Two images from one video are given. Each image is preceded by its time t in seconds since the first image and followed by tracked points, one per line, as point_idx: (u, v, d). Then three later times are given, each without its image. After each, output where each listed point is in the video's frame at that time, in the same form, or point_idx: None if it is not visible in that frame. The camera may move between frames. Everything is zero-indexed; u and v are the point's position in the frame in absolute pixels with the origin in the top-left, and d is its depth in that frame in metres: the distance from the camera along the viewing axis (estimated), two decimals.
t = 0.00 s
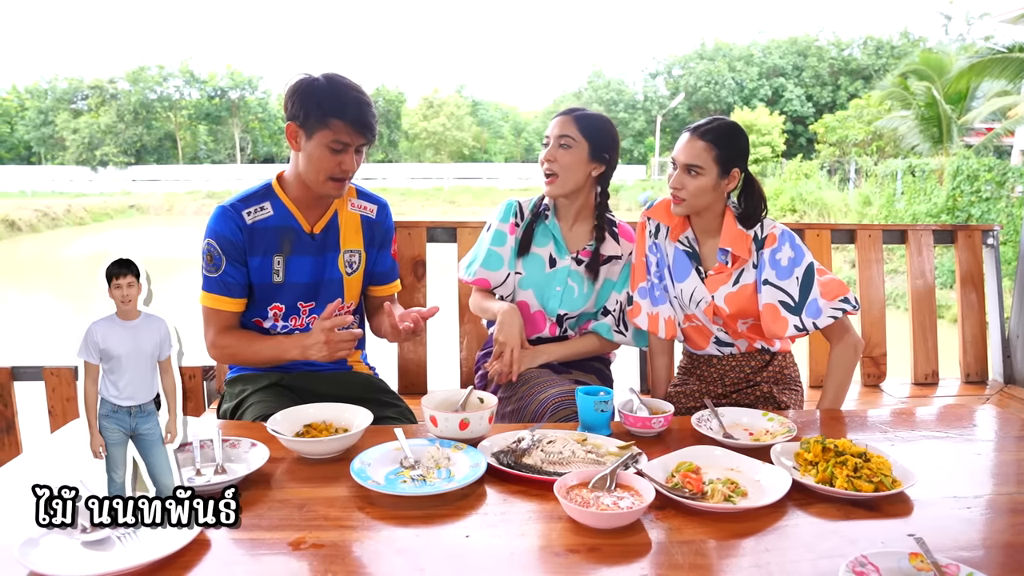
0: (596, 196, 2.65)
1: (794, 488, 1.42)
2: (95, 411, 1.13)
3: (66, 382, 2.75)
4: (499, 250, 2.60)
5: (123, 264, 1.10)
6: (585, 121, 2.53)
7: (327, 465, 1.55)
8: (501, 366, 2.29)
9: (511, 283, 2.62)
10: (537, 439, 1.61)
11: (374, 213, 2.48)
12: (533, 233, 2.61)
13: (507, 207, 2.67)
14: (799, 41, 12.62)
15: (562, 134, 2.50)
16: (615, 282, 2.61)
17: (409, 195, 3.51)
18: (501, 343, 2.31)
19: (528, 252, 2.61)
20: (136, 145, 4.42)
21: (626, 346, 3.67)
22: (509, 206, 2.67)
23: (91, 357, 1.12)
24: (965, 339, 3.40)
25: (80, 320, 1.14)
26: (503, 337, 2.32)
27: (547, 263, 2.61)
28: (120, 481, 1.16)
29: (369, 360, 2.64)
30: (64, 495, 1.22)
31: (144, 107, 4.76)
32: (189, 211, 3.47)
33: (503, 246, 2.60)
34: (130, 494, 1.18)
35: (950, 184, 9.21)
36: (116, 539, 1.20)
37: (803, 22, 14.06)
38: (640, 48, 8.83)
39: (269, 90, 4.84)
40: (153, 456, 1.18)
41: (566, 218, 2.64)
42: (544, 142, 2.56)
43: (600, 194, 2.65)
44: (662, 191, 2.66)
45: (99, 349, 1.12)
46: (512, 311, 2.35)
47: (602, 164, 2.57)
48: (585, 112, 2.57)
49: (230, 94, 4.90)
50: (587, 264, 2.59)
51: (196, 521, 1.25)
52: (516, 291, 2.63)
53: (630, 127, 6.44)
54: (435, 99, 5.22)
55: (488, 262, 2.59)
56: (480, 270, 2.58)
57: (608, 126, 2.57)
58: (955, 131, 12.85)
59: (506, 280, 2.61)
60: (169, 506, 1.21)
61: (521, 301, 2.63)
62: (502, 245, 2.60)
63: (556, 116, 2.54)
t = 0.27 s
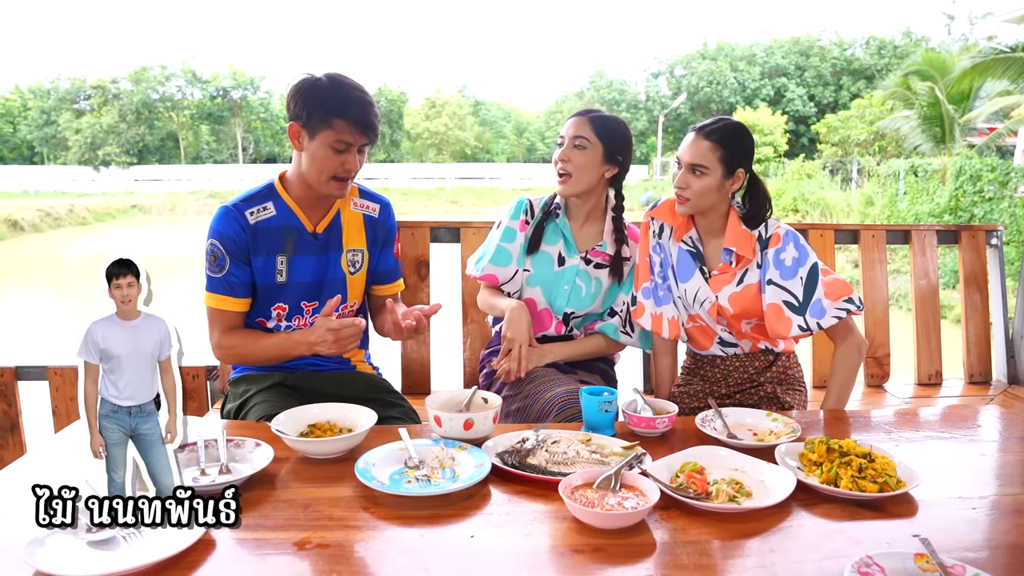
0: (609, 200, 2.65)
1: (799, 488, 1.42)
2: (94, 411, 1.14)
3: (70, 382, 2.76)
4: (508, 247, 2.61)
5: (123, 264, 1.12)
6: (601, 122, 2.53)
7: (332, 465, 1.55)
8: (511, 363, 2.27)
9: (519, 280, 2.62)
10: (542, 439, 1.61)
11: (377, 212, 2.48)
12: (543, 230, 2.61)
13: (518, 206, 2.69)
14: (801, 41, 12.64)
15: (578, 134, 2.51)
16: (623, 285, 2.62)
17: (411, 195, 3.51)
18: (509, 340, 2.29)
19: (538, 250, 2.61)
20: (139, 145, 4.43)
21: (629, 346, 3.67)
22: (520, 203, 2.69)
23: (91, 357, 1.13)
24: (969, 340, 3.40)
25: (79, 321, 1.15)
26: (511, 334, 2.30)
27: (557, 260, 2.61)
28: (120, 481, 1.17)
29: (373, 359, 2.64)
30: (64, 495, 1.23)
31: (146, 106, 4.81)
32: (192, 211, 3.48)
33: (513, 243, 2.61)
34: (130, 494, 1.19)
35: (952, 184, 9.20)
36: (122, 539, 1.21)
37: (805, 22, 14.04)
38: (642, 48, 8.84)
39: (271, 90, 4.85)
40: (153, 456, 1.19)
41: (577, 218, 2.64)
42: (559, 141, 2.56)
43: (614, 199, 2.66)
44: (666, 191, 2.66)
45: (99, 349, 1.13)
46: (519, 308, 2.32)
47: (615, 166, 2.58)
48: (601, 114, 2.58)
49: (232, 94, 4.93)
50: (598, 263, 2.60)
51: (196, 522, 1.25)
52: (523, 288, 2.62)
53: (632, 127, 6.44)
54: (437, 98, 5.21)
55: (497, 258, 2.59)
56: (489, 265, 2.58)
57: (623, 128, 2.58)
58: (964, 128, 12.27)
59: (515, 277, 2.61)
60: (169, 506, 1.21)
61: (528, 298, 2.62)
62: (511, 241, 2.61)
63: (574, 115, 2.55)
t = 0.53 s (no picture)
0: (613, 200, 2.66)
1: (803, 488, 1.42)
2: (95, 411, 1.15)
3: (75, 382, 2.77)
4: (513, 246, 2.62)
5: (124, 264, 1.13)
6: (606, 122, 2.54)
7: (337, 465, 1.56)
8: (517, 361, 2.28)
9: (523, 279, 2.63)
10: (547, 439, 1.62)
11: (380, 212, 2.48)
12: (548, 230, 2.62)
13: (523, 204, 2.69)
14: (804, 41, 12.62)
15: (582, 134, 2.52)
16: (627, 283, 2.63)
17: (414, 195, 3.52)
18: (515, 337, 2.32)
19: (542, 249, 2.62)
20: (142, 145, 4.43)
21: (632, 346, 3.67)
22: (524, 203, 2.68)
23: (91, 357, 1.14)
24: (973, 340, 3.40)
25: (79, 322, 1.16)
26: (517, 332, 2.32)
27: (561, 260, 2.62)
28: (121, 481, 1.18)
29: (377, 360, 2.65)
30: (64, 495, 1.24)
31: (150, 107, 4.72)
32: (195, 211, 3.50)
33: (517, 242, 2.62)
34: (130, 494, 1.20)
35: (956, 184, 9.19)
36: (129, 538, 1.21)
37: (808, 21, 14.03)
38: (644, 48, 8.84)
39: (274, 90, 4.86)
40: (153, 456, 1.20)
41: (581, 216, 2.65)
42: (564, 141, 2.57)
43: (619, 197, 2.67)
44: (670, 191, 2.66)
45: (99, 349, 1.14)
46: (525, 306, 2.36)
47: (620, 166, 2.59)
48: (606, 114, 2.58)
49: (235, 94, 4.94)
50: (602, 263, 2.60)
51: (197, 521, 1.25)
52: (528, 287, 2.64)
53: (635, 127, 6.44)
54: (439, 98, 5.21)
55: (502, 257, 2.60)
56: (493, 265, 2.60)
57: (628, 129, 2.59)
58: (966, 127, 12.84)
59: (519, 276, 2.62)
60: (169, 506, 1.22)
61: (532, 297, 2.63)
62: (516, 240, 2.62)
63: (579, 116, 2.55)
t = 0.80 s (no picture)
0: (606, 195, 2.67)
1: (808, 488, 1.42)
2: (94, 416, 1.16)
3: (78, 382, 2.77)
4: (510, 249, 2.61)
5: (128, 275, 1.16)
6: (592, 121, 2.52)
7: (340, 465, 1.56)
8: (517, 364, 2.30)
9: (522, 282, 2.63)
10: (551, 439, 1.62)
11: (384, 212, 2.49)
12: (543, 231, 2.62)
13: (517, 207, 2.69)
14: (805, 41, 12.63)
15: (569, 140, 2.51)
16: (627, 279, 2.62)
17: (416, 195, 3.52)
18: (515, 342, 2.33)
19: (539, 250, 2.62)
20: (144, 145, 4.44)
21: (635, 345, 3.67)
22: (519, 205, 2.69)
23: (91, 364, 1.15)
24: (976, 340, 3.39)
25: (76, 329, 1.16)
26: (516, 336, 2.33)
27: (558, 260, 2.61)
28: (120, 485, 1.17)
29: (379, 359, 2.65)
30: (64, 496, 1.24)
31: (152, 107, 4.72)
32: (196, 211, 3.51)
33: (514, 245, 2.61)
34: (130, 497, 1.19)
35: (958, 184, 9.19)
36: (133, 539, 1.23)
37: (810, 21, 14.03)
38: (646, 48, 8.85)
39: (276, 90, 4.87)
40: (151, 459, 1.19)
41: (577, 217, 2.66)
42: (552, 147, 2.57)
43: (612, 191, 2.67)
44: (675, 191, 2.66)
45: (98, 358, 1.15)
46: (524, 310, 2.37)
47: (611, 164, 2.60)
48: (592, 112, 2.56)
49: (237, 94, 4.94)
50: (600, 260, 2.61)
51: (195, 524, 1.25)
52: (528, 289, 2.63)
53: (637, 126, 6.44)
54: (441, 98, 5.21)
55: (500, 261, 2.60)
56: (492, 269, 2.58)
57: (616, 124, 2.58)
58: (969, 126, 13.10)
59: (518, 279, 2.62)
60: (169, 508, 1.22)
61: (532, 300, 2.63)
62: (513, 243, 2.62)
63: (562, 120, 2.54)
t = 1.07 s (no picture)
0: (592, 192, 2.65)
1: (812, 488, 1.42)
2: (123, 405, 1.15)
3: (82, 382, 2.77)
4: (502, 254, 2.62)
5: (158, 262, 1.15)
6: (571, 122, 2.51)
7: (345, 465, 1.56)
8: (511, 377, 2.33)
9: (516, 286, 2.63)
10: (555, 439, 1.62)
11: (387, 212, 2.49)
12: (534, 235, 2.62)
13: (507, 211, 2.70)
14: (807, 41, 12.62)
15: (552, 145, 2.50)
16: (620, 275, 2.62)
17: (418, 195, 3.52)
18: (505, 355, 2.35)
19: (531, 254, 2.62)
20: (147, 144, 4.45)
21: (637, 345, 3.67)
22: (509, 209, 2.69)
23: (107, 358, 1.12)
24: (979, 340, 3.39)
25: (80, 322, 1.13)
26: (506, 350, 2.35)
27: (552, 262, 2.61)
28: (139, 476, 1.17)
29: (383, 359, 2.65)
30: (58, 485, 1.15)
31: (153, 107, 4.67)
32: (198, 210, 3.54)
33: (506, 250, 2.62)
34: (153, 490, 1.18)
35: (961, 184, 9.18)
36: (138, 537, 1.21)
37: (812, 21, 14.02)
38: (648, 48, 8.86)
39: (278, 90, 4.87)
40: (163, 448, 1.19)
41: (566, 218, 2.66)
42: (535, 152, 2.56)
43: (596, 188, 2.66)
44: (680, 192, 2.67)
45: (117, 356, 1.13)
46: (509, 321, 2.39)
47: (596, 162, 2.59)
48: (571, 112, 2.54)
49: (239, 94, 5.01)
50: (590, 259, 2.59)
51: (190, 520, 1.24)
52: (523, 293, 2.63)
53: (639, 126, 6.44)
54: (442, 99, 5.17)
55: (493, 266, 2.61)
56: (485, 276, 2.60)
57: (594, 120, 2.56)
58: (971, 125, 12.52)
59: (512, 283, 2.62)
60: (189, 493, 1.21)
61: (529, 303, 2.63)
62: (504, 248, 2.62)
63: (541, 124, 2.53)
